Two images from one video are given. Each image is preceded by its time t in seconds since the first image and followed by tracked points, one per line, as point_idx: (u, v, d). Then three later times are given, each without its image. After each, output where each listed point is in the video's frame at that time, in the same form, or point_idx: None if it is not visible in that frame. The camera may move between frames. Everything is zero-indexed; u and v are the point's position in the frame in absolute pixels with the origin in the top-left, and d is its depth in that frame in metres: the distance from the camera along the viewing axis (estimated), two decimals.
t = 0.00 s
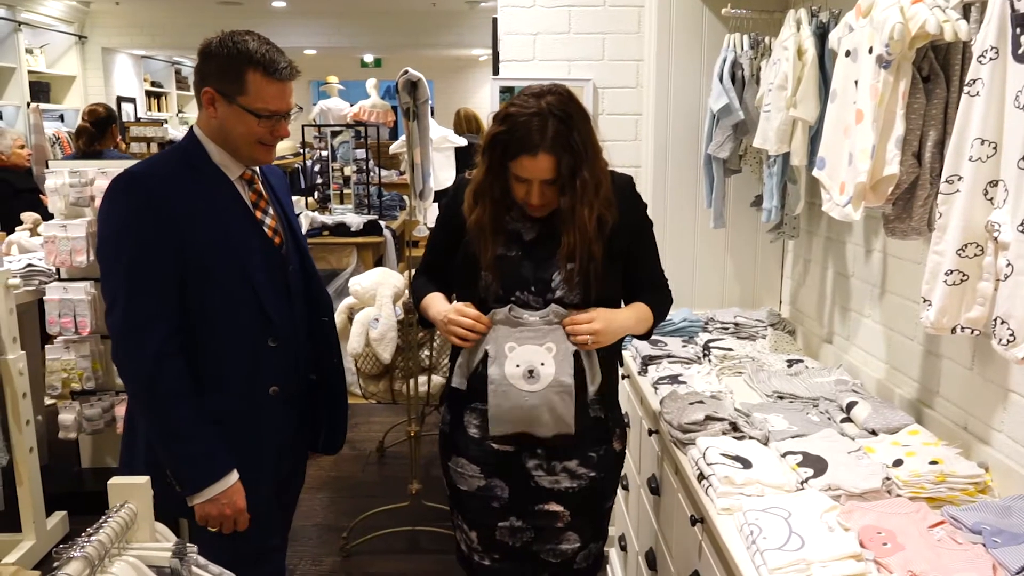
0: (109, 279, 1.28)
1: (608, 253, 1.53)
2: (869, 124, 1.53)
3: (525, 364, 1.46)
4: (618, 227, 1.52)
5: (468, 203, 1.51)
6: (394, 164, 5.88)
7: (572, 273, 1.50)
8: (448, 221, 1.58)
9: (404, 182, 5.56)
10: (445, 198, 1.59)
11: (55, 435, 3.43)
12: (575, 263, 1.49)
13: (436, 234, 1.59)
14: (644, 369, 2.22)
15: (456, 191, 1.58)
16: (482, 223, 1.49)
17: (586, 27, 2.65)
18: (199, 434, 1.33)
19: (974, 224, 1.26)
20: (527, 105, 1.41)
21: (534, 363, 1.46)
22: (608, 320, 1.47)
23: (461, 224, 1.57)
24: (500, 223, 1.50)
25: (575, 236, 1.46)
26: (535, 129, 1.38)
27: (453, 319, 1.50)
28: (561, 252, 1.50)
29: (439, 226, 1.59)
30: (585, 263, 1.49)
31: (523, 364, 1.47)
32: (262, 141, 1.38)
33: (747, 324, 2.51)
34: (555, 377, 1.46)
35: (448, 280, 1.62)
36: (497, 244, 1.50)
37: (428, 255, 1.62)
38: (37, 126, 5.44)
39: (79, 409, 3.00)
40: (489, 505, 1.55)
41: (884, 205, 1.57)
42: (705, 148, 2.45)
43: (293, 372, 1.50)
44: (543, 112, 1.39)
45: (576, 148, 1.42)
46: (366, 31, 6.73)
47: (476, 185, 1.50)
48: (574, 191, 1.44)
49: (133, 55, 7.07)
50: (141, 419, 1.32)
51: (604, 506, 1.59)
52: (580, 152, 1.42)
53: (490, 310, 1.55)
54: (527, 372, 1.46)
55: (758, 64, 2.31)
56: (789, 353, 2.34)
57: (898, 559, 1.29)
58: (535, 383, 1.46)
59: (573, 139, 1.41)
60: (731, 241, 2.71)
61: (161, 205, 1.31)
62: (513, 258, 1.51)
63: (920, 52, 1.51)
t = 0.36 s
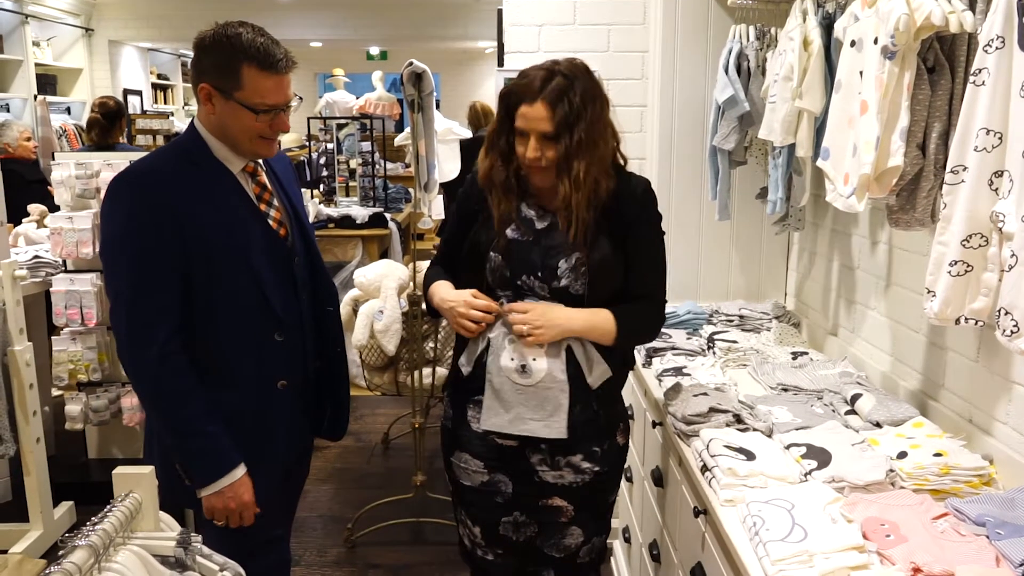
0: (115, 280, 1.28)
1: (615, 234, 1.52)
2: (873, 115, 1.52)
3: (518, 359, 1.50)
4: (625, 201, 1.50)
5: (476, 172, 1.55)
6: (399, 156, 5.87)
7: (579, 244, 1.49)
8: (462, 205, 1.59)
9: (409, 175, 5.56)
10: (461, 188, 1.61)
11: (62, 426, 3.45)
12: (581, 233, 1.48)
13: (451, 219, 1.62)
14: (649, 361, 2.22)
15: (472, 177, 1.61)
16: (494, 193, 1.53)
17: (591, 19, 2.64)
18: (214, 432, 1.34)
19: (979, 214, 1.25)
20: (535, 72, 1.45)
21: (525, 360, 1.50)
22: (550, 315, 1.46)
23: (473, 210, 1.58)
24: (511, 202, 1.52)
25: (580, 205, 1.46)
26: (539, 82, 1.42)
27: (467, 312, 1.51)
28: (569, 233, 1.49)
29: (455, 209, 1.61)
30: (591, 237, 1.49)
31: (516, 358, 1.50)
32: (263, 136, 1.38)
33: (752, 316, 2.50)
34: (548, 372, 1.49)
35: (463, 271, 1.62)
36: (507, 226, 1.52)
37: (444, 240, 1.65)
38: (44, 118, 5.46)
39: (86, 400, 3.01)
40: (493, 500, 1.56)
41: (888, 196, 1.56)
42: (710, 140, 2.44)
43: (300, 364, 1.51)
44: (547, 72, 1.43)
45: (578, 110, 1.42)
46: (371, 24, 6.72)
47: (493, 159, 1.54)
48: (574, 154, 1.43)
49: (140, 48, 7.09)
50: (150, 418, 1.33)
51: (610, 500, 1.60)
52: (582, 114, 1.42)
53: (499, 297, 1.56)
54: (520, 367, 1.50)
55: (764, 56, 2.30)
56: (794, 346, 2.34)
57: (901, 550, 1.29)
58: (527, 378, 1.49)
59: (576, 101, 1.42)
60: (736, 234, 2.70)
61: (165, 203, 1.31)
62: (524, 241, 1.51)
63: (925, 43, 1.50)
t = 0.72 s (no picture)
0: (122, 278, 1.29)
1: (625, 232, 1.52)
2: (880, 112, 1.52)
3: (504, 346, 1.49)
4: (633, 198, 1.52)
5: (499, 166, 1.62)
6: (405, 154, 5.87)
7: (585, 238, 1.49)
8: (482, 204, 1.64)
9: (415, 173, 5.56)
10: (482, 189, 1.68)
11: (67, 422, 3.47)
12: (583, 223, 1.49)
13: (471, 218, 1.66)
14: (652, 360, 2.21)
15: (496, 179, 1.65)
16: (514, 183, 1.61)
17: (596, 16, 2.63)
18: (208, 430, 1.34)
19: (985, 213, 1.24)
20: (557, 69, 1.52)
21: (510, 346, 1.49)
22: (540, 302, 1.46)
23: (489, 206, 1.63)
24: (526, 193, 1.57)
25: (585, 194, 1.49)
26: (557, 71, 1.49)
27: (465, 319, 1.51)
28: (574, 227, 1.50)
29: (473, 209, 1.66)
30: (596, 230, 1.49)
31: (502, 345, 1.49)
32: (271, 129, 1.37)
33: (756, 315, 2.50)
34: (531, 362, 1.48)
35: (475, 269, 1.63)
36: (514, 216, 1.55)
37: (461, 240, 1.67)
38: (51, 115, 5.47)
39: (91, 397, 3.02)
40: (487, 496, 1.58)
41: (894, 194, 1.55)
42: (715, 138, 2.43)
43: (308, 359, 1.51)
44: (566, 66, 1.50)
45: (589, 99, 1.46)
46: (377, 21, 6.72)
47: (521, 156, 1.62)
48: (581, 141, 1.48)
49: (147, 45, 7.10)
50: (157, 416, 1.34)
51: (603, 504, 1.58)
52: (592, 104, 1.46)
53: (500, 288, 1.56)
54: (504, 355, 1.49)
55: (770, 53, 2.29)
56: (799, 345, 2.33)
57: (906, 551, 1.28)
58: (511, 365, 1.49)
59: (588, 90, 1.46)
60: (741, 233, 2.69)
61: (172, 199, 1.31)
62: (528, 237, 1.51)
63: (933, 38, 1.49)
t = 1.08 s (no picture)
0: (133, 280, 1.28)
1: (643, 239, 1.51)
2: (895, 121, 1.50)
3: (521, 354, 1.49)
4: (645, 205, 1.51)
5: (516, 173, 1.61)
6: (415, 160, 5.88)
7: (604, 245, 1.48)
8: (493, 210, 1.61)
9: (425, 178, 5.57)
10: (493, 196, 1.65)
11: (78, 426, 3.47)
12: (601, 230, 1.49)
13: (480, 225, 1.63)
14: (664, 368, 2.20)
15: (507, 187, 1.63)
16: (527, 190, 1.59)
17: (608, 22, 2.63)
18: (227, 426, 1.33)
19: (1003, 223, 1.23)
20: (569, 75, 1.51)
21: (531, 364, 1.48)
22: (562, 312, 1.46)
23: (503, 215, 1.60)
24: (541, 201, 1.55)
25: (602, 201, 1.48)
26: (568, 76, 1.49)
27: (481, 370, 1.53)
28: (592, 234, 1.48)
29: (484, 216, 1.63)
30: (612, 237, 1.48)
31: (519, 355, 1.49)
32: (289, 131, 1.37)
33: (769, 324, 2.48)
34: (557, 372, 1.47)
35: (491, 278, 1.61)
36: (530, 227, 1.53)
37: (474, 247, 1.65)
38: (64, 120, 5.51)
39: (102, 401, 3.03)
40: (505, 505, 1.55)
41: (910, 203, 1.53)
42: (728, 145, 2.42)
43: (319, 365, 1.50)
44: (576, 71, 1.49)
45: (601, 103, 1.45)
46: (389, 27, 6.74)
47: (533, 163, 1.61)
48: (590, 146, 1.46)
49: (160, 51, 7.15)
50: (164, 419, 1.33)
51: (621, 513, 1.57)
52: (601, 109, 1.45)
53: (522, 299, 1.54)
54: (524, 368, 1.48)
55: (783, 60, 2.28)
56: (812, 354, 2.31)
57: (922, 565, 1.26)
58: (540, 374, 1.47)
59: (600, 94, 1.45)
60: (754, 241, 2.67)
61: (185, 203, 1.31)
62: (545, 245, 1.50)
63: (949, 47, 1.47)
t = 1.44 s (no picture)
0: (159, 280, 1.29)
1: (669, 233, 1.50)
2: (926, 121, 1.47)
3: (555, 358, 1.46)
4: (669, 194, 1.50)
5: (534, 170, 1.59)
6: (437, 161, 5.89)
7: (633, 243, 1.47)
8: (512, 210, 1.59)
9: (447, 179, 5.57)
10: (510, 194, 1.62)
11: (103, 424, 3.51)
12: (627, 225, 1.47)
13: (500, 224, 1.61)
14: (688, 371, 2.19)
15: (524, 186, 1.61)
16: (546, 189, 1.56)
17: (633, 23, 2.61)
18: (237, 433, 1.33)
19: None
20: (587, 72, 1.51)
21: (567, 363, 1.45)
22: (598, 315, 1.44)
23: (524, 214, 1.58)
24: (563, 196, 1.53)
25: (626, 194, 1.46)
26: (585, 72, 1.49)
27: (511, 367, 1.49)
28: (621, 232, 1.47)
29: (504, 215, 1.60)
30: (639, 233, 1.47)
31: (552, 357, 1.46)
32: (323, 125, 1.38)
33: (794, 326, 2.45)
34: (594, 373, 1.45)
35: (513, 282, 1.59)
36: (554, 226, 1.51)
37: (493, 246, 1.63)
38: (90, 121, 5.58)
39: (127, 399, 3.06)
40: (534, 508, 1.54)
41: (941, 205, 1.51)
42: (753, 145, 2.40)
43: (343, 366, 1.50)
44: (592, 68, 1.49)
45: (618, 96, 1.44)
46: (411, 28, 6.76)
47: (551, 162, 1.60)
48: (609, 134, 1.45)
49: (185, 52, 7.22)
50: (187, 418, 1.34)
51: (651, 513, 1.57)
52: (622, 97, 1.44)
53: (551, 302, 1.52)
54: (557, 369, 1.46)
55: (810, 60, 2.25)
56: (838, 357, 2.28)
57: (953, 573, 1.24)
58: (578, 376, 1.45)
59: (617, 88, 1.44)
60: (778, 242, 2.65)
61: (211, 203, 1.32)
62: (574, 246, 1.47)
63: (982, 46, 1.45)
